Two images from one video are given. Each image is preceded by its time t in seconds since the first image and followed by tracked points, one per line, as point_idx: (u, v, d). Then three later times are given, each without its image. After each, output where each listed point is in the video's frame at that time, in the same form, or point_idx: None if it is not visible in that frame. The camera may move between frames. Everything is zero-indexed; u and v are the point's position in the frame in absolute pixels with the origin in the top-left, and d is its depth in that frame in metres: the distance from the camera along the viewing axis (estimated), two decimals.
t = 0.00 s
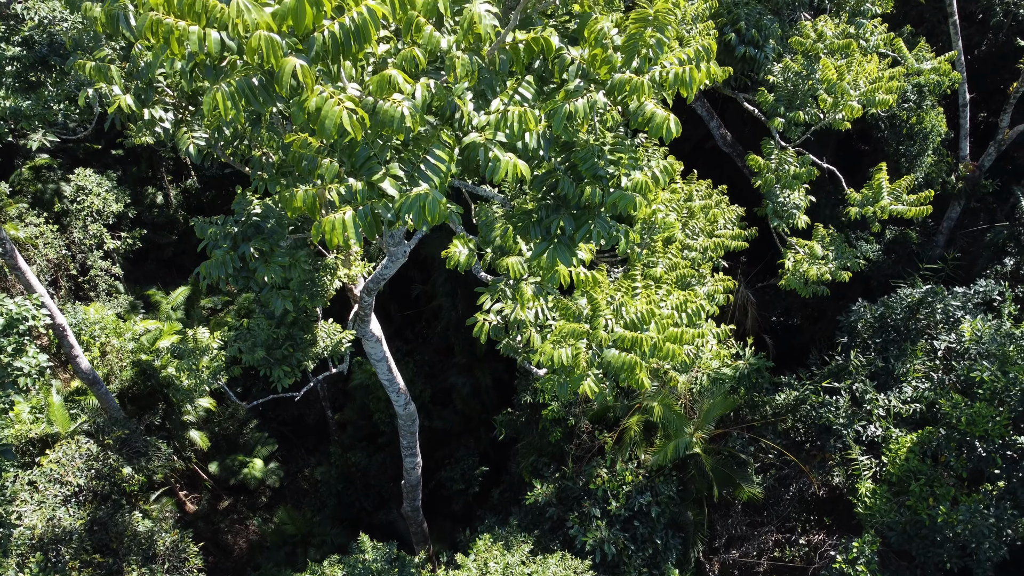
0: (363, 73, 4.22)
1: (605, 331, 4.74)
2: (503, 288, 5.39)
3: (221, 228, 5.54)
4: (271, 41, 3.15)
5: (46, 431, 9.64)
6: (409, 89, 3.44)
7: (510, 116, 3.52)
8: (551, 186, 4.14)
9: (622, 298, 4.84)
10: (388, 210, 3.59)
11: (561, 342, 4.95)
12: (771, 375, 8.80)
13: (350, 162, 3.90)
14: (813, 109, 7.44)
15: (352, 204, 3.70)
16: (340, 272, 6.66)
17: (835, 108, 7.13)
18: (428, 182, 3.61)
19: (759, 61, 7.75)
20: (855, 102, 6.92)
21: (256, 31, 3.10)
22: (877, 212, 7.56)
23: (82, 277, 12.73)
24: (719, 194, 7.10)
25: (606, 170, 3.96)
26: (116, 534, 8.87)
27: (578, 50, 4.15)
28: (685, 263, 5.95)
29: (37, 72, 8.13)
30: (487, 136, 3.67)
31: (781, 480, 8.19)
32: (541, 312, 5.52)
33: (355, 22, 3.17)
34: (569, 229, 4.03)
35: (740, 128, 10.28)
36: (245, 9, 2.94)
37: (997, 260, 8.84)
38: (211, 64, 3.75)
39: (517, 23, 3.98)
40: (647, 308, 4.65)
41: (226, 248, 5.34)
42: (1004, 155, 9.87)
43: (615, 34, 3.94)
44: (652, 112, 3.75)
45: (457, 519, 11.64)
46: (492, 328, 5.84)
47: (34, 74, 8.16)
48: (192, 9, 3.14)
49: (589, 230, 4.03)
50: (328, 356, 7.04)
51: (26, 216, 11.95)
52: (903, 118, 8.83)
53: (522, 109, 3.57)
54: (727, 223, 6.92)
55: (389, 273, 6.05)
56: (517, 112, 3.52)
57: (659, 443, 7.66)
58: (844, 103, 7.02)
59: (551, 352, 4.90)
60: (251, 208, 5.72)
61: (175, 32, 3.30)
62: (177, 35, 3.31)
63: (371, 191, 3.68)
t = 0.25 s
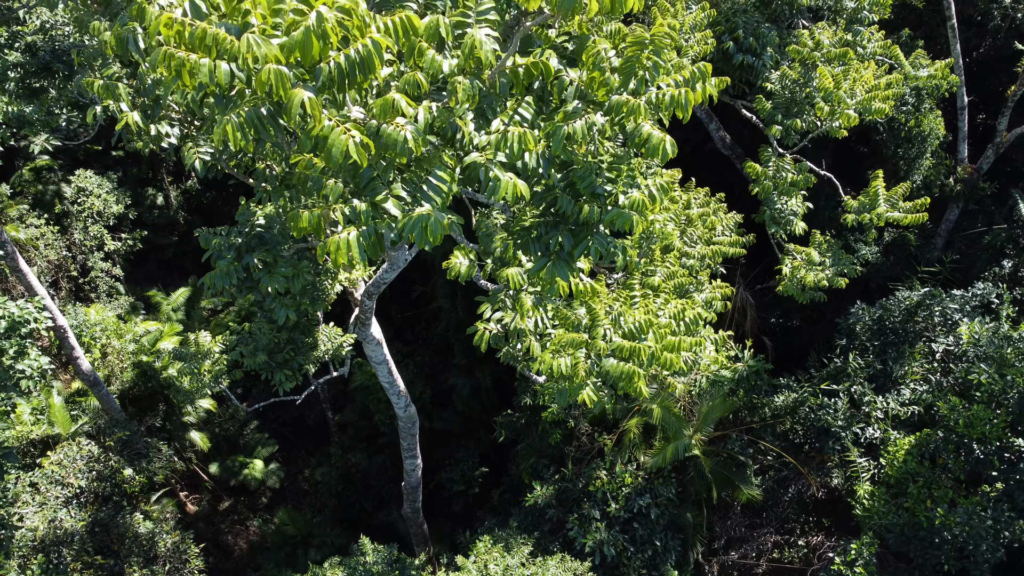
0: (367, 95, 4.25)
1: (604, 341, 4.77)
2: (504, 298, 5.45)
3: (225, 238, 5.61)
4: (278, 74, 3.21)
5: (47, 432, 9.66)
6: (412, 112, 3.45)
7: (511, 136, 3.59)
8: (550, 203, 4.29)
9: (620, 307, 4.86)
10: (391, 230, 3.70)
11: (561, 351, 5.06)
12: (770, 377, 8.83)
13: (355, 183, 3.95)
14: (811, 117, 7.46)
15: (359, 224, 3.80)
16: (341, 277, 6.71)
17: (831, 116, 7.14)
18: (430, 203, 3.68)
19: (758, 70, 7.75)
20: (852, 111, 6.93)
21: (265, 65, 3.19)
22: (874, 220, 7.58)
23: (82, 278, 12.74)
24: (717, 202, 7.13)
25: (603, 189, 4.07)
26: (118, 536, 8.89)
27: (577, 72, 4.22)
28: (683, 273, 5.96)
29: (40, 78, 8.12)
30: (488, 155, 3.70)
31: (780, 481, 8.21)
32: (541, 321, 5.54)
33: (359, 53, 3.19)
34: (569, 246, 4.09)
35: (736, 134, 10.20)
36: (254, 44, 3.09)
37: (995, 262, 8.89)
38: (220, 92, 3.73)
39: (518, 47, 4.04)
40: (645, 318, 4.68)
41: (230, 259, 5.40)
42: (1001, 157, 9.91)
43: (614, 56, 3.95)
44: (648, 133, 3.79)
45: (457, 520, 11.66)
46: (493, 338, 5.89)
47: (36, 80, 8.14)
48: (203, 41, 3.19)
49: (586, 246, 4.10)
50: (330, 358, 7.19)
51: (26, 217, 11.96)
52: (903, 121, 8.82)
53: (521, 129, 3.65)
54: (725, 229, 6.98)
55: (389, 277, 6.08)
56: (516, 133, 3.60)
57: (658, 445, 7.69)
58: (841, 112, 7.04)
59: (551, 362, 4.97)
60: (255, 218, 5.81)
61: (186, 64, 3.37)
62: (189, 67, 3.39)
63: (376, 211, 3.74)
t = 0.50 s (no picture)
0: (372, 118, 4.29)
1: (602, 351, 4.92)
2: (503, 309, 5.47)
3: (229, 249, 5.71)
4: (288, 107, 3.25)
5: (48, 434, 9.68)
6: (416, 137, 3.53)
7: (510, 158, 3.59)
8: (549, 222, 4.29)
9: (619, 318, 5.05)
10: (394, 251, 3.75)
11: (559, 361, 5.03)
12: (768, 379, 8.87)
13: (358, 205, 3.94)
14: (808, 125, 7.50)
15: (361, 245, 3.81)
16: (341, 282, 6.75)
17: (828, 125, 7.18)
18: (432, 224, 3.69)
19: (755, 78, 7.85)
20: (847, 120, 6.94)
21: (275, 98, 3.23)
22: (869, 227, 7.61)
23: (83, 279, 12.77)
24: (714, 209, 7.17)
25: (602, 209, 4.08)
26: (119, 537, 8.92)
27: (574, 94, 4.23)
28: (680, 282, 6.14)
29: (43, 85, 8.04)
30: (489, 177, 3.69)
31: (779, 483, 8.20)
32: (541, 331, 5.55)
33: (363, 85, 3.29)
34: (566, 262, 4.16)
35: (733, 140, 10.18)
36: (263, 78, 3.15)
37: (993, 265, 8.95)
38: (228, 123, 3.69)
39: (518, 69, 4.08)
40: (642, 328, 4.86)
41: (235, 270, 5.55)
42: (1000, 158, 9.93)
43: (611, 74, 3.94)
44: (644, 154, 3.73)
45: (457, 521, 11.69)
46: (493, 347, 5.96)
47: (40, 88, 8.05)
48: (214, 76, 3.33)
49: (586, 263, 4.15)
50: (330, 363, 7.19)
51: (27, 219, 11.99)
52: (901, 125, 8.89)
53: (521, 151, 3.64)
54: (723, 236, 6.98)
55: (390, 282, 6.11)
56: (516, 155, 3.60)
57: (657, 447, 7.73)
58: (837, 121, 7.06)
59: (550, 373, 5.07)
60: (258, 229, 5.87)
61: (197, 98, 3.40)
62: (200, 100, 3.41)
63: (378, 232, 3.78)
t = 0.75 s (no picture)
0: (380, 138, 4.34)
1: (600, 362, 4.96)
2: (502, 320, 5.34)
3: (233, 260, 5.83)
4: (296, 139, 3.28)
5: (49, 435, 9.70)
6: (418, 164, 3.55)
7: (510, 180, 3.63)
8: (545, 240, 4.35)
9: (616, 330, 5.12)
10: (397, 272, 3.83)
11: (558, 372, 5.14)
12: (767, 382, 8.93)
13: (362, 226, 4.02)
14: (805, 134, 7.53)
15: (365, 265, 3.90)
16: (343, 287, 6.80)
17: (824, 135, 7.17)
18: (434, 246, 3.78)
19: (753, 87, 7.90)
20: (844, 129, 6.94)
21: (284, 132, 3.27)
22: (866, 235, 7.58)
23: (83, 280, 12.79)
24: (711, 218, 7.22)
25: (599, 227, 4.18)
26: (121, 539, 8.95)
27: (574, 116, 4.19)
28: (677, 291, 6.23)
29: (46, 92, 7.99)
30: (488, 199, 3.80)
31: (778, 485, 8.24)
32: (540, 341, 5.47)
33: (369, 117, 3.27)
34: (565, 279, 4.20)
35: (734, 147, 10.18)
36: (272, 113, 3.19)
37: (990, 267, 9.01)
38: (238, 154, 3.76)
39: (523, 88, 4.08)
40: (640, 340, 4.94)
41: (238, 281, 5.64)
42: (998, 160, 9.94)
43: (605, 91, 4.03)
44: (640, 177, 3.81)
45: (457, 522, 11.71)
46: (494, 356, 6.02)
47: (44, 95, 8.00)
48: (224, 109, 3.38)
49: (584, 280, 4.21)
50: (331, 367, 7.23)
51: (28, 220, 12.03)
52: (899, 128, 8.93)
53: (520, 173, 3.69)
54: (720, 244, 7.00)
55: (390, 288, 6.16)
56: (514, 177, 3.63)
57: (656, 450, 7.77)
58: (833, 130, 7.05)
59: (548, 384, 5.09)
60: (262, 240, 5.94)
61: (208, 131, 3.45)
62: (210, 133, 3.47)
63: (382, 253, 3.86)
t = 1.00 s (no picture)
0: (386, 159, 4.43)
1: (599, 372, 5.01)
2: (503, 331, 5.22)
3: (237, 271, 5.85)
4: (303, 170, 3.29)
5: (50, 437, 9.76)
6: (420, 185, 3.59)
7: (510, 200, 3.67)
8: (544, 257, 4.41)
9: (614, 340, 5.13)
10: (400, 291, 3.98)
11: (557, 382, 5.17)
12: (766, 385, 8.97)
13: (367, 245, 4.16)
14: (802, 142, 7.58)
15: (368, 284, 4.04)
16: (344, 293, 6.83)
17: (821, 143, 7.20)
18: (435, 266, 3.91)
19: (750, 95, 7.96)
20: (840, 138, 6.96)
21: (292, 161, 3.31)
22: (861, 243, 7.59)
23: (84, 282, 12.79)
24: (708, 227, 7.27)
25: (596, 245, 4.22)
26: (122, 541, 8.98)
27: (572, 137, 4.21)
28: (675, 301, 6.25)
29: (50, 100, 8.09)
30: (488, 218, 3.83)
31: (776, 487, 8.27)
32: (539, 350, 5.55)
33: (372, 146, 3.35)
34: (563, 295, 4.26)
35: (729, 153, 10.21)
36: (281, 144, 3.27)
37: (989, 270, 9.05)
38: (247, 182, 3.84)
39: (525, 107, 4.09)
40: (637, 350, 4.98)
41: (243, 292, 5.67)
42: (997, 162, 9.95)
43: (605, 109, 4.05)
44: (636, 198, 3.94)
45: (457, 523, 11.73)
46: (494, 365, 6.05)
47: (48, 103, 8.12)
48: (234, 140, 3.40)
49: (582, 296, 4.26)
50: (332, 371, 7.25)
51: (29, 222, 12.06)
52: (897, 131, 8.89)
53: (520, 193, 3.73)
54: (717, 251, 7.09)
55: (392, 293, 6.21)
56: (514, 198, 3.68)
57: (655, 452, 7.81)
58: (829, 139, 7.09)
59: (548, 394, 5.12)
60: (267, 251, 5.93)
61: (219, 162, 3.48)
62: (221, 163, 3.50)
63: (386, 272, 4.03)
